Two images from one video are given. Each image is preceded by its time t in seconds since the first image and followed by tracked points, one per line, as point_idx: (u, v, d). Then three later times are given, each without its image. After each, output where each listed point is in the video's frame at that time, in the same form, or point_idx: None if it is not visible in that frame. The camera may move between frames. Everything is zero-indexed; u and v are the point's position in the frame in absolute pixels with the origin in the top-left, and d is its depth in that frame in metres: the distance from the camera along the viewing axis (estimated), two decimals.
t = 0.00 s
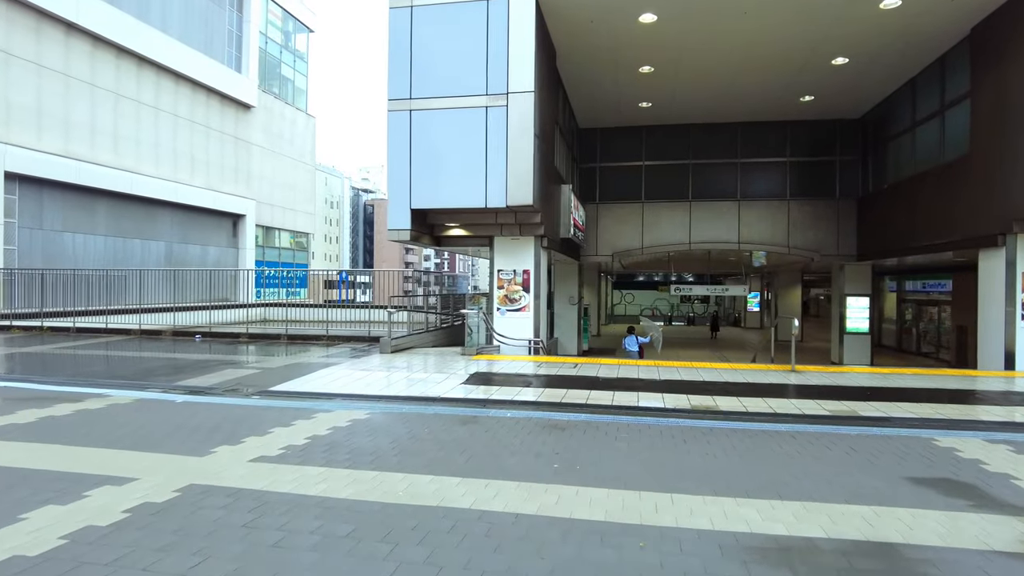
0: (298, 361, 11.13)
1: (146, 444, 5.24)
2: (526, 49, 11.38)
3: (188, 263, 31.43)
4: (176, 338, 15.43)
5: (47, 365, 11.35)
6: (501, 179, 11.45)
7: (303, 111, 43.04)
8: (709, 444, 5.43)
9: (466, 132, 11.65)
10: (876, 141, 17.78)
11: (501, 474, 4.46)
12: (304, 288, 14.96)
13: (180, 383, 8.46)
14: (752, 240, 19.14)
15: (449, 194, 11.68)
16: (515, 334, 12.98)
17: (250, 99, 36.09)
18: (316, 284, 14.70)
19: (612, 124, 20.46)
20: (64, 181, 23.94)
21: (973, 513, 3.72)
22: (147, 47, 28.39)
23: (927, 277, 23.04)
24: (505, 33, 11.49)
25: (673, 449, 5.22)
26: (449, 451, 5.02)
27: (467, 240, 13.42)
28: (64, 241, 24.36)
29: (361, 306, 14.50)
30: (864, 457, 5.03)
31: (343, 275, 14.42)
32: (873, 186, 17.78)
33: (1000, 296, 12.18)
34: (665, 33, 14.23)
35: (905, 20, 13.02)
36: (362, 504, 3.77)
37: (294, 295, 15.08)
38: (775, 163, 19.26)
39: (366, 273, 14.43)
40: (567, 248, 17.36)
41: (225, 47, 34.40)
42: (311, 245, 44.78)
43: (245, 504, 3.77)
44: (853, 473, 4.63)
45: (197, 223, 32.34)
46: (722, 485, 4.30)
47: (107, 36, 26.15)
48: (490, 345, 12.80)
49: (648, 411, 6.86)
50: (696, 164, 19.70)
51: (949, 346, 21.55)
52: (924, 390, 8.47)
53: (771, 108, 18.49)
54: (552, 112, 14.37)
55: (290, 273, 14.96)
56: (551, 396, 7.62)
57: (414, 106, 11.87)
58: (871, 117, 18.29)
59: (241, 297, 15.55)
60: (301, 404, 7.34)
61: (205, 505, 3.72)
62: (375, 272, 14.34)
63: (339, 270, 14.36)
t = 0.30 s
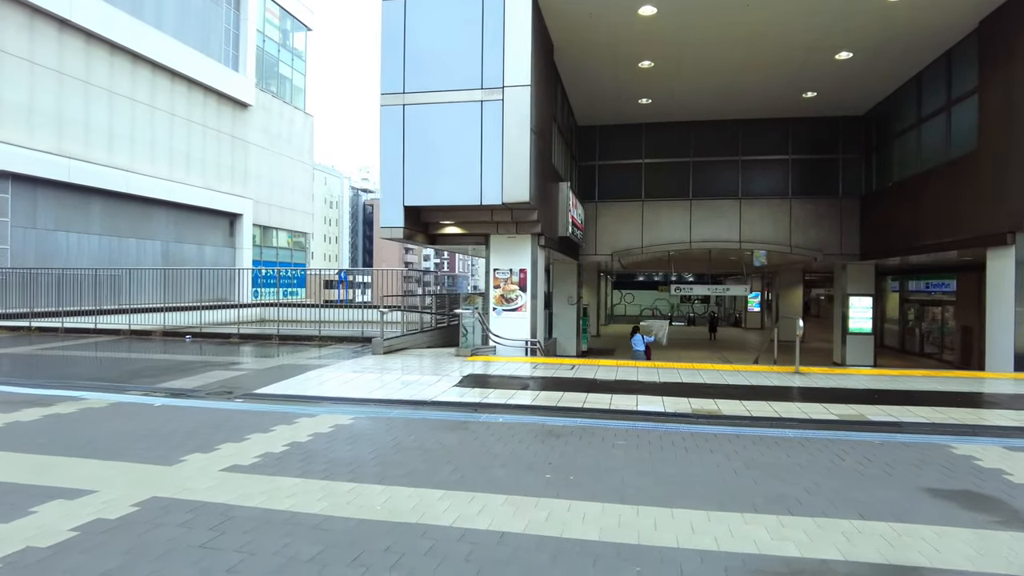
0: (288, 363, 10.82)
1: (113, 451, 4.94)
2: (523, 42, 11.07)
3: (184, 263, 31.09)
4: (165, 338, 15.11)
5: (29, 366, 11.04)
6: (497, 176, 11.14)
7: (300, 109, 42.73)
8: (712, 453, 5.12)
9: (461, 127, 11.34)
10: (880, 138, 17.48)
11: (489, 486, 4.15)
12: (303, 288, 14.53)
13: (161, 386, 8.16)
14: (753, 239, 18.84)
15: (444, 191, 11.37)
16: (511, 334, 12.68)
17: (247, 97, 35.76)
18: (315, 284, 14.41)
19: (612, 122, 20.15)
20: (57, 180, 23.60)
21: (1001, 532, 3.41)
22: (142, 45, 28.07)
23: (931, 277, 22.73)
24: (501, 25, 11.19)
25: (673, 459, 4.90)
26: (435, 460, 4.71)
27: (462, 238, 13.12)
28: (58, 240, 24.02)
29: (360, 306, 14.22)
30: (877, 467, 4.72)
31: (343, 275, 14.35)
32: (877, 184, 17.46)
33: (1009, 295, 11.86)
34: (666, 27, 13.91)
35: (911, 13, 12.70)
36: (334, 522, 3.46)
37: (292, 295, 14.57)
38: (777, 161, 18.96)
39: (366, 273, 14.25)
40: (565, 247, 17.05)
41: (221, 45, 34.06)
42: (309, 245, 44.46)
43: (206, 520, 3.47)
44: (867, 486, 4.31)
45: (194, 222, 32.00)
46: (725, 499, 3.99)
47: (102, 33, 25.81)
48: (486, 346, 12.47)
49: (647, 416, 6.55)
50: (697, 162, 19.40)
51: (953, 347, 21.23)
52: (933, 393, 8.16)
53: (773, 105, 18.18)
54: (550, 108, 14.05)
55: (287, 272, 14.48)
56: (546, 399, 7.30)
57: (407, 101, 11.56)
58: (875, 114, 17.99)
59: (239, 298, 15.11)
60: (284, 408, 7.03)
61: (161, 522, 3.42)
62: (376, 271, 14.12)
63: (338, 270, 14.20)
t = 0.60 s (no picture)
0: (278, 366, 10.50)
1: (76, 466, 4.62)
2: (521, 36, 10.75)
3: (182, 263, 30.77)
4: (156, 340, 14.84)
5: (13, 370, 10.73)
6: (494, 174, 10.82)
7: (299, 109, 42.43)
8: (717, 466, 4.80)
9: (456, 124, 11.02)
10: (885, 135, 17.15)
11: (476, 506, 3.84)
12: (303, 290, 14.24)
13: (143, 391, 7.85)
14: (756, 238, 18.50)
15: (440, 189, 11.06)
16: (508, 337, 12.37)
17: (245, 96, 35.48)
18: (316, 284, 13.99)
19: (612, 120, 19.84)
20: (51, 179, 23.28)
21: None
22: (138, 43, 27.78)
23: (936, 277, 22.37)
24: (498, 19, 10.87)
25: (675, 473, 4.59)
26: (420, 476, 4.40)
27: (459, 237, 12.79)
28: (53, 240, 23.70)
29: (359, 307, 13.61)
30: (895, 483, 4.40)
31: (343, 274, 13.71)
32: (883, 182, 17.14)
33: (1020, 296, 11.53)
34: (668, 22, 13.58)
35: (920, 6, 12.35)
36: (303, 550, 3.14)
37: (290, 295, 14.32)
38: (780, 159, 18.64)
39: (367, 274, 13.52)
40: (565, 247, 16.73)
41: (219, 43, 33.74)
42: (308, 245, 44.15)
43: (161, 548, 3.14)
44: (885, 504, 3.99)
45: (191, 222, 31.70)
46: (733, 520, 3.68)
47: (97, 31, 25.51)
48: (483, 349, 12.15)
49: (647, 425, 6.22)
50: (699, 160, 19.08)
51: (959, 348, 20.89)
52: (946, 398, 7.83)
53: (776, 102, 17.86)
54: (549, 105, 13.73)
55: (286, 272, 14.29)
56: (542, 406, 6.97)
57: (401, 96, 11.25)
58: (880, 111, 17.66)
59: (235, 297, 14.87)
60: (267, 416, 6.71)
61: (112, 550, 3.09)
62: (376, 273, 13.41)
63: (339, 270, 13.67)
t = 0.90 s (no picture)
0: (269, 365, 10.19)
1: (37, 471, 4.31)
2: (520, 26, 10.43)
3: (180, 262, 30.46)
4: (146, 339, 14.55)
5: None
6: (492, 168, 10.51)
7: (298, 107, 42.12)
8: (724, 472, 4.48)
9: (452, 116, 10.72)
10: (892, 131, 16.82)
11: (464, 515, 3.53)
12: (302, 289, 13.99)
13: (123, 392, 7.53)
14: (759, 236, 18.19)
15: (436, 184, 10.74)
16: (506, 335, 12.07)
17: (244, 94, 35.18)
18: (314, 284, 13.80)
19: (614, 116, 19.51)
20: (46, 177, 22.97)
21: None
22: (136, 41, 27.48)
23: (942, 276, 22.02)
24: (497, 9, 10.55)
25: (680, 480, 4.27)
26: (405, 483, 4.09)
27: (456, 234, 12.48)
28: (49, 239, 23.39)
29: (353, 305, 13.41)
30: (918, 491, 4.08)
31: (343, 275, 13.53)
32: (889, 178, 16.81)
33: None
34: (672, 14, 13.25)
35: None
36: (268, 568, 2.83)
37: (290, 294, 14.07)
38: (784, 155, 18.31)
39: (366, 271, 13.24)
40: (565, 244, 16.41)
41: (217, 41, 33.44)
42: (307, 244, 43.84)
43: (109, 564, 2.83)
44: (909, 514, 3.68)
45: (190, 221, 31.40)
46: (743, 532, 3.37)
47: (93, 28, 25.19)
48: (480, 348, 11.91)
49: (650, 426, 5.91)
50: (702, 156, 18.75)
51: (966, 348, 20.55)
52: (961, 397, 7.51)
53: (780, 97, 17.52)
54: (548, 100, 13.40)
55: (285, 271, 13.96)
56: (539, 407, 6.65)
57: (395, 88, 10.94)
58: (886, 106, 17.32)
59: (232, 296, 14.47)
60: (250, 417, 6.40)
61: (53, 568, 2.78)
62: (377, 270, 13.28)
63: (340, 270, 13.45)
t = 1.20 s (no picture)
0: (258, 369, 9.87)
1: None
2: (517, 19, 10.11)
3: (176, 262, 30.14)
4: (136, 341, 14.19)
5: None
6: (488, 166, 10.20)
7: (296, 106, 41.79)
8: (734, 490, 4.17)
9: (447, 112, 10.41)
10: (896, 129, 16.52)
11: (451, 543, 3.23)
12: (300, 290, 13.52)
13: (101, 398, 7.20)
14: (762, 236, 17.88)
15: (431, 182, 10.43)
16: (504, 338, 11.77)
17: (241, 93, 34.85)
18: (314, 284, 13.38)
19: (614, 114, 19.19)
20: (39, 176, 22.63)
21: None
22: (131, 39, 27.14)
23: (946, 276, 21.70)
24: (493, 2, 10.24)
25: (685, 500, 3.97)
26: (387, 505, 3.80)
27: (451, 233, 12.17)
28: (43, 239, 23.06)
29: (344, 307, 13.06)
30: (944, 513, 3.78)
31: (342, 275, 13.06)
32: (894, 178, 16.49)
33: None
34: (674, 9, 12.93)
35: None
36: None
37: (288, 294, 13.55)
38: (786, 154, 18.01)
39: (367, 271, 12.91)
40: (564, 245, 16.09)
41: (214, 40, 33.11)
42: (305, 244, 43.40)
43: None
44: (936, 542, 3.38)
45: (186, 221, 31.07)
46: (757, 563, 3.07)
47: (88, 26, 24.85)
48: (478, 351, 11.41)
49: (652, 438, 5.60)
50: (703, 155, 18.43)
51: (971, 349, 20.24)
52: (975, 404, 7.21)
53: (784, 95, 17.21)
54: (546, 96, 13.05)
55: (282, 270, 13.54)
56: (536, 416, 6.34)
57: (389, 84, 10.63)
58: (891, 104, 17.01)
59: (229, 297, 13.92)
60: (231, 426, 6.08)
61: None
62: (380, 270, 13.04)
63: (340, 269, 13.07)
